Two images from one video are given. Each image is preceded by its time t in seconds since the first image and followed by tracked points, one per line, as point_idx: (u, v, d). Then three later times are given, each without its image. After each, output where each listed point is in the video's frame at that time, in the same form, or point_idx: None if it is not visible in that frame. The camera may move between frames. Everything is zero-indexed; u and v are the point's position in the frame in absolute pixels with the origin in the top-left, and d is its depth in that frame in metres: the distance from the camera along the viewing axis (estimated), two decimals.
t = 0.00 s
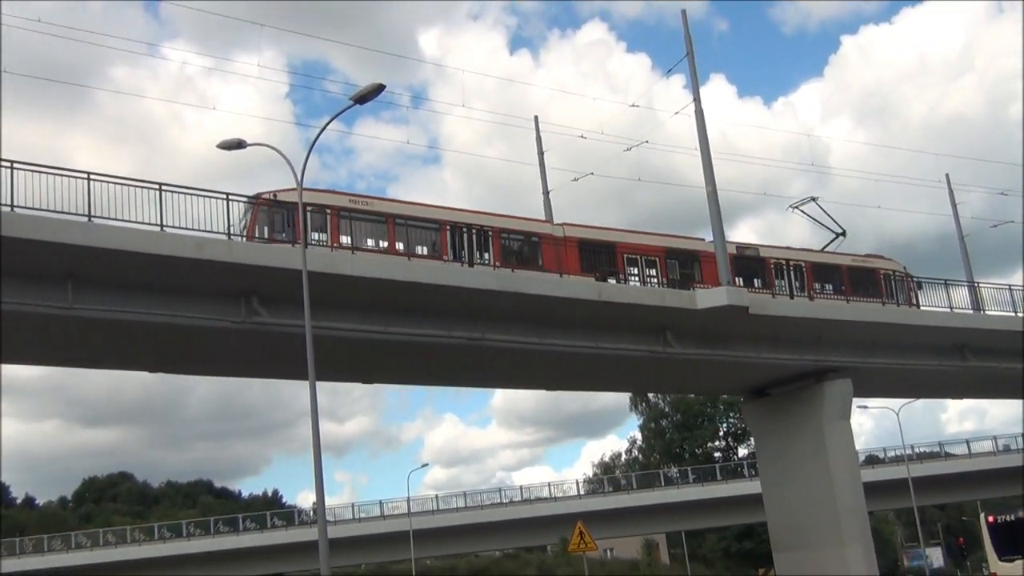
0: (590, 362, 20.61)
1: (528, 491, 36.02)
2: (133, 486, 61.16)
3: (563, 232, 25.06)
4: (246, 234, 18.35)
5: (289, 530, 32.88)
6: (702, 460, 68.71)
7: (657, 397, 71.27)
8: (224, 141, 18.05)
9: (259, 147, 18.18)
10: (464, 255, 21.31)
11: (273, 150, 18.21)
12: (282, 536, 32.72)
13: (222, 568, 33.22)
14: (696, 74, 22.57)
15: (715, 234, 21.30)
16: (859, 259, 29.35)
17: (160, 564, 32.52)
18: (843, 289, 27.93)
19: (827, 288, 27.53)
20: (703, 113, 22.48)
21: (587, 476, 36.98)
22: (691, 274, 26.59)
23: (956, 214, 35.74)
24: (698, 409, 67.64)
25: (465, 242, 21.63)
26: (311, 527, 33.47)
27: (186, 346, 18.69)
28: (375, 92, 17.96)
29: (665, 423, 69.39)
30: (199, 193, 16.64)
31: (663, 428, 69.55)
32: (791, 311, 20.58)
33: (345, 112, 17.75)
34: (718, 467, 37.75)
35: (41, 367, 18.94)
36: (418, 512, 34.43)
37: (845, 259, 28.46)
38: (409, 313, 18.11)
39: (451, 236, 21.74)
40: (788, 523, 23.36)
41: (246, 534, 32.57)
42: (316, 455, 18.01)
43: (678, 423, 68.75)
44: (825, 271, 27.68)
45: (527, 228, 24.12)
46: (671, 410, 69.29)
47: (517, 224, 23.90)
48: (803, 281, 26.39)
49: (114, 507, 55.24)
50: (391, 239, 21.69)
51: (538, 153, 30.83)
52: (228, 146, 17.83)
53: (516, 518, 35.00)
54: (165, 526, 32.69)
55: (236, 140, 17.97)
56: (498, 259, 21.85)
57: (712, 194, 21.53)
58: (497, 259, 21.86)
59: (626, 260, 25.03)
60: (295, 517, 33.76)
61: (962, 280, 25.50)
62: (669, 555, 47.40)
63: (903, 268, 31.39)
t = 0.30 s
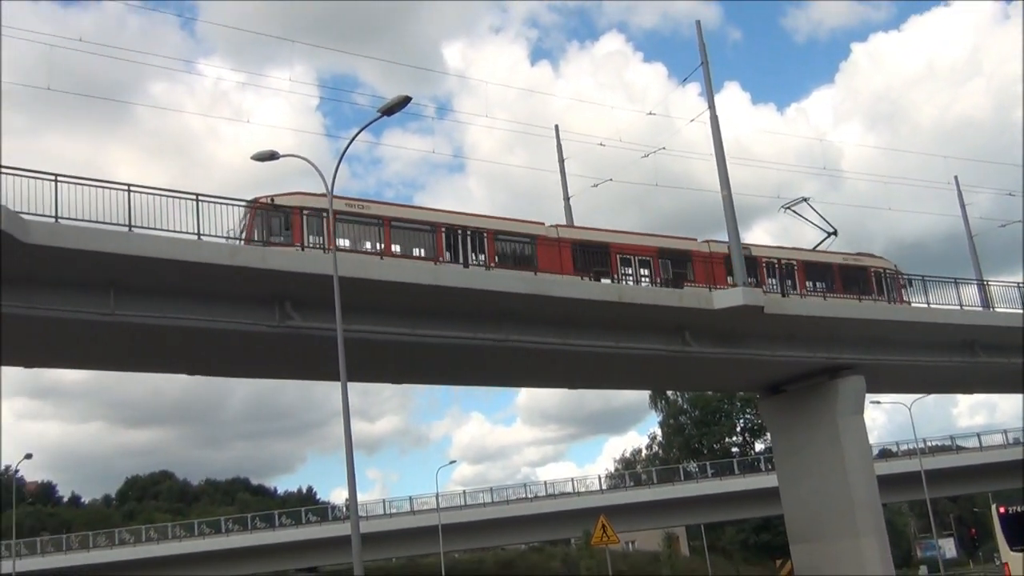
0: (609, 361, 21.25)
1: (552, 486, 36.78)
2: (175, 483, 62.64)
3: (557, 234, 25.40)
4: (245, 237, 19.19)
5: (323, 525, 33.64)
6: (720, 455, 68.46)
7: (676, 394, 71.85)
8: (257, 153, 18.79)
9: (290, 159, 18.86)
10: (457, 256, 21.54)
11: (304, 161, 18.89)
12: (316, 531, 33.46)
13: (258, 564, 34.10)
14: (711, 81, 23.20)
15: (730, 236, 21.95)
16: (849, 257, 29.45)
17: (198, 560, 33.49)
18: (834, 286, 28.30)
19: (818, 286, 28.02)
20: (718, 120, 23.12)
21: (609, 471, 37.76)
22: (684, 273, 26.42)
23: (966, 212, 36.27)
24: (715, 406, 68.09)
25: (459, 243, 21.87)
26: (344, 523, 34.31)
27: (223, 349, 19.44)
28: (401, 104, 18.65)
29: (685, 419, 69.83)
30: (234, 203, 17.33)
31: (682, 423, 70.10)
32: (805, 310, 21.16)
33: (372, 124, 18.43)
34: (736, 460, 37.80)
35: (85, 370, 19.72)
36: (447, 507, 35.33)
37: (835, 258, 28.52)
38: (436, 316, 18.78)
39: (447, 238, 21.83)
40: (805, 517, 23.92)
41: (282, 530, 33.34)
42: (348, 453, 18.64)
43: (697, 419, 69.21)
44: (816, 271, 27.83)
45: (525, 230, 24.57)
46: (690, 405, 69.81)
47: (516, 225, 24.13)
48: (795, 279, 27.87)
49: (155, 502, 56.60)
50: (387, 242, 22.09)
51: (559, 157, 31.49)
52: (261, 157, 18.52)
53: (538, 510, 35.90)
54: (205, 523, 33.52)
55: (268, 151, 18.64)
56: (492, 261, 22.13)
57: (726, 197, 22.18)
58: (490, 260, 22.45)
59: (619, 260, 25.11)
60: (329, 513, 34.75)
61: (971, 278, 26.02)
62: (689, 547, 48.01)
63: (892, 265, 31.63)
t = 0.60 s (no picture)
0: (627, 359, 22.06)
1: (575, 480, 37.64)
2: (215, 481, 64.46)
3: (547, 235, 26.00)
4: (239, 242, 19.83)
5: (356, 521, 35.12)
6: (735, 450, 69.40)
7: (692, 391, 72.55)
8: (290, 165, 19.65)
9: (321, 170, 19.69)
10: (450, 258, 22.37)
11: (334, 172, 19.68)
12: (350, 526, 34.96)
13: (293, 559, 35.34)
14: (722, 91, 23.95)
15: (743, 238, 22.72)
16: (835, 257, 30.18)
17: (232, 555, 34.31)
18: (820, 286, 28.68)
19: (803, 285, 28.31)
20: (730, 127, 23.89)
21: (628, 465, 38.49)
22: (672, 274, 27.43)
23: (972, 210, 36.89)
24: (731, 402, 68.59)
25: (452, 246, 22.55)
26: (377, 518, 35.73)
27: (259, 352, 20.34)
28: (425, 117, 19.46)
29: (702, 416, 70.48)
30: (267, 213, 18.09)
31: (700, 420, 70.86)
32: (815, 309, 21.92)
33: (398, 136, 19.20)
34: (752, 454, 37.84)
35: (130, 374, 20.66)
36: (475, 502, 36.37)
37: (821, 256, 29.12)
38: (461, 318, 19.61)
39: (438, 241, 22.55)
40: (818, 510, 24.65)
41: (319, 525, 34.47)
42: (379, 449, 19.44)
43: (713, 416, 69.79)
44: (803, 270, 28.34)
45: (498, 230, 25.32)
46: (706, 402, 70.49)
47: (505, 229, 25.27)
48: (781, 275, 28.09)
49: (198, 501, 58.43)
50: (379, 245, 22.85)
51: (578, 161, 32.27)
52: (293, 170, 19.34)
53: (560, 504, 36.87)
54: (245, 518, 34.75)
55: (301, 164, 19.44)
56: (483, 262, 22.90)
57: (739, 201, 22.95)
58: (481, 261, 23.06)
59: (608, 261, 26.11)
60: (362, 508, 36.31)
61: (977, 276, 26.67)
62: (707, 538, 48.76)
63: (875, 263, 31.96)
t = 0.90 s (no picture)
0: (648, 359, 22.86)
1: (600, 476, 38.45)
2: (255, 479, 66.25)
3: (541, 238, 26.44)
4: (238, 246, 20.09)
5: (391, 516, 35.98)
6: (754, 446, 70.07)
7: (711, 388, 73.15)
8: (324, 177, 20.47)
9: (353, 182, 20.50)
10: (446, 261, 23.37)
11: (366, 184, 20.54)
12: (385, 522, 35.80)
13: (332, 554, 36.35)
14: (737, 100, 24.75)
15: (759, 241, 23.48)
16: (825, 257, 30.59)
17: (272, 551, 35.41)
18: (811, 286, 29.13)
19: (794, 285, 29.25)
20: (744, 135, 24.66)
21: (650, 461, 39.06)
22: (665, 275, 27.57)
23: (982, 208, 37.47)
24: (749, 399, 69.16)
25: (446, 250, 23.67)
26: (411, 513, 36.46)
27: (295, 356, 21.28)
28: (452, 130, 20.26)
29: (721, 413, 71.10)
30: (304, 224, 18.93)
31: (719, 417, 71.49)
32: (831, 309, 22.64)
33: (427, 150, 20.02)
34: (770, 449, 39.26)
35: (175, 377, 21.67)
36: (505, 496, 37.10)
37: (812, 256, 29.60)
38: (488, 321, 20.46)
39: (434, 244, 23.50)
40: (837, 504, 25.32)
41: (355, 521, 35.35)
42: (412, 447, 20.28)
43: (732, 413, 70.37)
44: (794, 270, 29.09)
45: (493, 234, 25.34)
46: (725, 399, 71.07)
47: (501, 234, 25.46)
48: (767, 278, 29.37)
49: (237, 499, 60.09)
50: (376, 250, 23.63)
51: (598, 165, 33.10)
52: (327, 183, 20.15)
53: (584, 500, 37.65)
54: (285, 514, 35.76)
55: (334, 176, 20.26)
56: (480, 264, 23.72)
57: (754, 206, 23.70)
58: (477, 265, 23.94)
59: (602, 263, 26.78)
60: (396, 504, 36.92)
61: (988, 274, 27.29)
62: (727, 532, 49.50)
63: (864, 262, 32.36)
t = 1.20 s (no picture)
0: (669, 356, 23.57)
1: (625, 470, 39.20)
2: (294, 474, 67.75)
3: (541, 239, 26.85)
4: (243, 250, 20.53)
5: (424, 509, 37.02)
6: (773, 440, 70.42)
7: (730, 384, 73.66)
8: (357, 184, 21.28)
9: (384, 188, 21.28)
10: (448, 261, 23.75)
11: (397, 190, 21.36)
12: (419, 514, 36.85)
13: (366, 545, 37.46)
14: (754, 105, 25.44)
15: (776, 242, 24.15)
16: (823, 255, 31.24)
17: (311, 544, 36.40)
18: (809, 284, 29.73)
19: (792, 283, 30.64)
20: (761, 139, 25.33)
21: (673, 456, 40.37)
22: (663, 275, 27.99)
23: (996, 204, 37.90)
24: (767, 394, 69.62)
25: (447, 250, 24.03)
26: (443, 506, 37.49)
27: (330, 356, 22.18)
28: (480, 137, 21.08)
29: (741, 408, 71.43)
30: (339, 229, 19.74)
31: (739, 412, 72.04)
32: (848, 306, 23.25)
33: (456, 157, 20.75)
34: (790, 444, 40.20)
35: (217, 377, 22.64)
36: (532, 490, 38.01)
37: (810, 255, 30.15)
38: (516, 321, 21.27)
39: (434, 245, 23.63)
40: (856, 496, 25.90)
41: (391, 513, 36.39)
42: (444, 442, 21.07)
43: (752, 408, 70.86)
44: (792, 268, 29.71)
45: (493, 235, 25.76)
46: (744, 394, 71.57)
47: (502, 236, 25.71)
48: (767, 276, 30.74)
49: (276, 493, 61.66)
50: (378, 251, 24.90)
51: (619, 169, 33.68)
52: (360, 190, 20.91)
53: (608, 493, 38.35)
54: (323, 508, 36.85)
55: (366, 183, 21.01)
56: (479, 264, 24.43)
57: (771, 207, 24.38)
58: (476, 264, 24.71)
59: (600, 263, 27.24)
60: (428, 498, 38.06)
61: (1001, 272, 27.78)
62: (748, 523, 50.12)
63: (863, 261, 32.79)
